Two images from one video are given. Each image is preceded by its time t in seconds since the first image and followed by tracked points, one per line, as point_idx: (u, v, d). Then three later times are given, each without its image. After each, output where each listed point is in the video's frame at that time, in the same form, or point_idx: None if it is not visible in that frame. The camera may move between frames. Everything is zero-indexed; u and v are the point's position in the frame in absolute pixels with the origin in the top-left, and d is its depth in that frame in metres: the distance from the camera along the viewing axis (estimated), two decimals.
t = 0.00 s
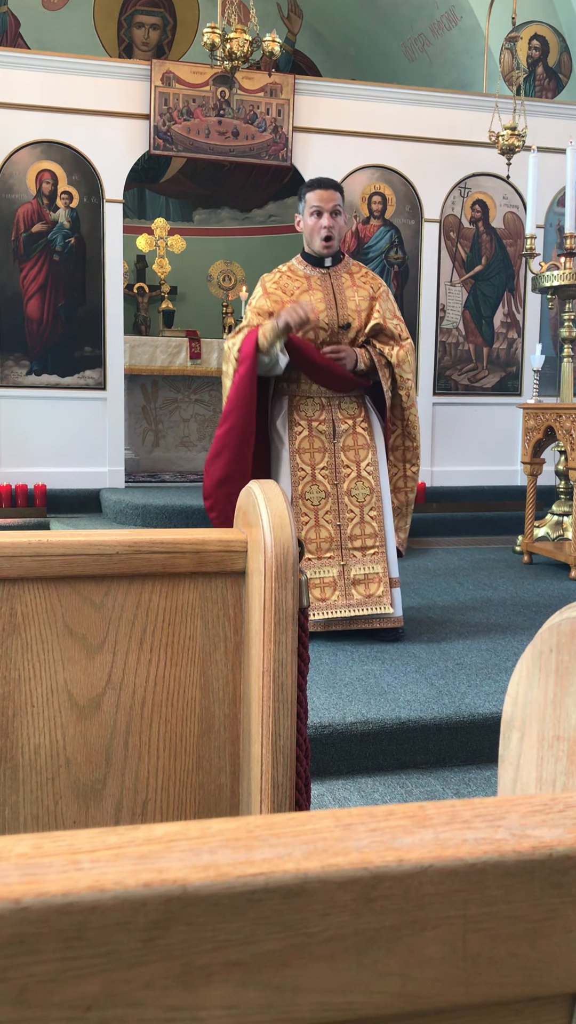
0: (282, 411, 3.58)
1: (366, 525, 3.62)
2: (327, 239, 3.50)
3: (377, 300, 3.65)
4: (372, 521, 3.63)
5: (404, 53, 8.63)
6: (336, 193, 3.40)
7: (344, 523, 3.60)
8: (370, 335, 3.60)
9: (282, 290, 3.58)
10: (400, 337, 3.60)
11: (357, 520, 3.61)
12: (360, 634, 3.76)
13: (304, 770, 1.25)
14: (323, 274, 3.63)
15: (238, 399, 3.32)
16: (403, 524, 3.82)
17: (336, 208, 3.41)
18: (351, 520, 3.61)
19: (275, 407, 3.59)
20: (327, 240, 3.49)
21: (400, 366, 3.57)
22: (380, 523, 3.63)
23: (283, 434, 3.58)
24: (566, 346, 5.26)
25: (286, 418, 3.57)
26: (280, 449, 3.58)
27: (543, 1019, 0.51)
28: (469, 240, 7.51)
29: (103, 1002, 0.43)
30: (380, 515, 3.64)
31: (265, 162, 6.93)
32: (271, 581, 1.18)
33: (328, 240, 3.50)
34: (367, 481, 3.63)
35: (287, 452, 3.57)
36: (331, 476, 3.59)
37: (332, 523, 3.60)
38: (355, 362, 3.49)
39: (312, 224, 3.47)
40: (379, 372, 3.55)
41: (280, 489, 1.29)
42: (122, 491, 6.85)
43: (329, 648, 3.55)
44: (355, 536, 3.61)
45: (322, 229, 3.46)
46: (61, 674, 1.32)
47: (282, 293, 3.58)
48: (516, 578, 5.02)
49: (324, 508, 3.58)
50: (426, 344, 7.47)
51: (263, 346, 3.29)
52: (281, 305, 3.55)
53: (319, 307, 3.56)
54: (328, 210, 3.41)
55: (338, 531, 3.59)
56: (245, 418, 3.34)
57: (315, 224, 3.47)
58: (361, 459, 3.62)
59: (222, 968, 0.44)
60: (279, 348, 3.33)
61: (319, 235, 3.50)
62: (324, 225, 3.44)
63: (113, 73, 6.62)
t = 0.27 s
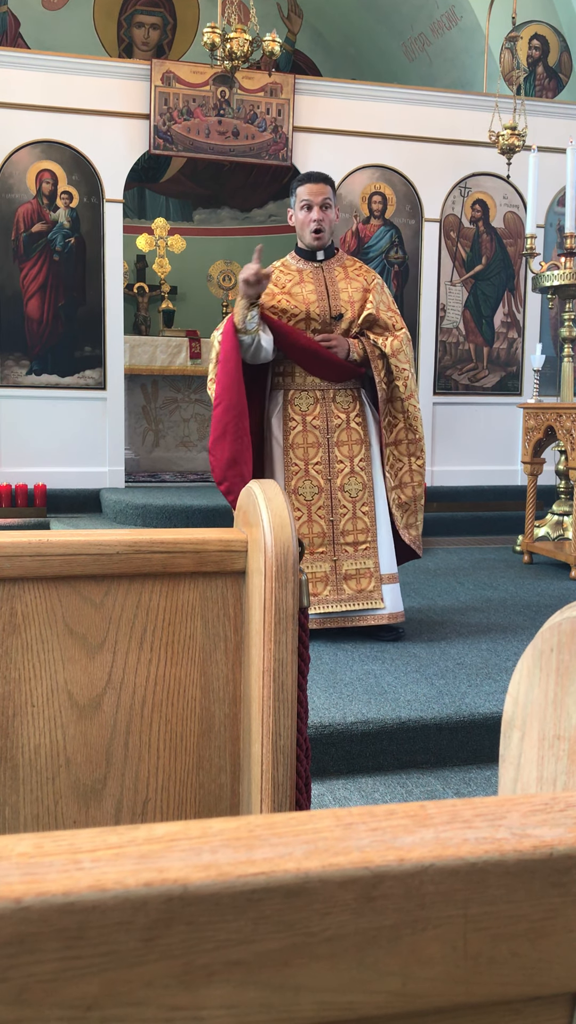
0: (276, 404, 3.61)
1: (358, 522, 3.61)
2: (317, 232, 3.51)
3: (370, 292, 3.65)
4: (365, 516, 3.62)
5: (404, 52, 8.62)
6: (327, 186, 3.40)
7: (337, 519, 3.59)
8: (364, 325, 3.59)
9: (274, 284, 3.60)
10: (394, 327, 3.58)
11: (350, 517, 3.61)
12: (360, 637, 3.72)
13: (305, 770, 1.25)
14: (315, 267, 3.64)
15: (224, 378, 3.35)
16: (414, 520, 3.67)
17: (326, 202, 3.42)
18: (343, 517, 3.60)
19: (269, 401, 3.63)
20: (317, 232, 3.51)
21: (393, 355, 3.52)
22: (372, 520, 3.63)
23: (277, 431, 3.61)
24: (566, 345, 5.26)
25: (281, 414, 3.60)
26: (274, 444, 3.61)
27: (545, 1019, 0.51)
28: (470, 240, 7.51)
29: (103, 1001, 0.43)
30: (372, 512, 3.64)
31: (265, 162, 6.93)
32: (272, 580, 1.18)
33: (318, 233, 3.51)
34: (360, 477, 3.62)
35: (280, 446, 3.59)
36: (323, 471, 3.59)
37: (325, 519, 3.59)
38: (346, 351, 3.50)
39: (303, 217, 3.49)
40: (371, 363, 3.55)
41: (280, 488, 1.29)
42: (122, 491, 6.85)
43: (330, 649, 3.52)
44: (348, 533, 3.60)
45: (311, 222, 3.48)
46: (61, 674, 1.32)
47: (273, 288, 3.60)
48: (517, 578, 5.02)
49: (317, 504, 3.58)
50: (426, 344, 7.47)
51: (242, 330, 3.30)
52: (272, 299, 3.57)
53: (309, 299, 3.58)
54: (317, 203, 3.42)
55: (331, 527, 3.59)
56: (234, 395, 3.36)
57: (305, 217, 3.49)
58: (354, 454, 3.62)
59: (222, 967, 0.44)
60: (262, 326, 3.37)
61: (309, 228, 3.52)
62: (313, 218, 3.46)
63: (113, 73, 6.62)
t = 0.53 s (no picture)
0: (271, 404, 3.63)
1: (351, 522, 3.61)
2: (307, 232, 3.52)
3: (364, 292, 3.65)
4: (358, 517, 3.62)
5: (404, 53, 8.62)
6: (317, 189, 3.39)
7: (330, 519, 3.60)
8: (357, 326, 3.59)
9: (266, 285, 3.62)
10: (388, 328, 3.58)
11: (342, 517, 3.61)
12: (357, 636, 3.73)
13: (305, 770, 1.25)
14: (309, 267, 3.65)
15: (212, 391, 3.40)
16: (409, 520, 3.64)
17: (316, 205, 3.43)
18: (336, 517, 3.61)
19: (264, 400, 3.65)
20: (306, 233, 3.51)
21: (388, 357, 3.52)
22: (365, 519, 3.63)
23: (270, 431, 3.63)
24: (566, 346, 5.26)
25: (275, 414, 3.61)
26: (267, 444, 3.63)
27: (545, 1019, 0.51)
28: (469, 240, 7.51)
29: (103, 1001, 0.43)
30: (366, 512, 3.63)
31: (265, 162, 6.94)
32: (272, 580, 1.18)
33: (307, 234, 3.53)
34: (353, 477, 3.62)
35: (273, 446, 3.61)
36: (316, 471, 3.60)
37: (317, 519, 3.60)
38: (339, 353, 3.49)
39: (292, 218, 3.50)
40: (365, 364, 3.53)
41: (280, 489, 1.29)
42: (122, 491, 6.85)
43: (330, 648, 3.54)
44: (340, 533, 3.61)
45: (299, 222, 3.48)
46: (61, 674, 1.32)
47: (265, 289, 3.62)
48: (517, 578, 5.02)
49: (309, 504, 3.60)
50: (426, 344, 7.47)
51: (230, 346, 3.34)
52: (263, 301, 3.59)
53: (301, 300, 3.58)
54: (305, 204, 3.42)
55: (323, 526, 3.59)
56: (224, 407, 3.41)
57: (294, 220, 3.49)
58: (347, 455, 3.62)
59: (222, 967, 0.44)
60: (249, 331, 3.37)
61: (298, 229, 3.53)
62: (301, 219, 3.46)
63: (113, 73, 6.63)
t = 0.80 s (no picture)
0: (267, 404, 3.64)
1: (346, 522, 3.62)
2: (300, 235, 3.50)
3: (359, 292, 3.64)
4: (353, 517, 3.63)
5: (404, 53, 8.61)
6: (311, 190, 3.39)
7: (324, 520, 3.61)
8: (352, 327, 3.58)
9: (262, 286, 3.62)
10: (383, 329, 3.56)
11: (337, 517, 3.62)
12: (354, 636, 3.74)
13: (304, 770, 1.25)
14: (305, 267, 3.65)
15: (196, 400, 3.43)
16: (403, 521, 3.63)
17: (309, 206, 3.42)
18: (331, 517, 3.62)
19: (261, 400, 3.66)
20: (300, 235, 3.50)
21: (382, 358, 3.51)
22: (360, 520, 3.64)
23: (265, 432, 3.64)
24: (566, 346, 5.25)
25: (270, 415, 3.63)
26: (261, 444, 3.65)
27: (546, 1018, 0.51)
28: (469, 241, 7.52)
29: (103, 1000, 0.43)
30: (361, 513, 3.64)
31: (265, 163, 6.94)
32: (272, 581, 1.18)
33: (300, 236, 3.50)
34: (348, 479, 3.63)
35: (269, 446, 3.64)
36: (311, 472, 3.61)
37: (311, 519, 3.61)
38: (333, 354, 3.48)
39: (287, 220, 3.50)
40: (359, 365, 3.54)
41: (280, 490, 1.29)
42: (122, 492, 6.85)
43: (330, 648, 3.55)
44: (335, 533, 3.62)
45: (292, 224, 3.47)
46: (61, 674, 1.32)
47: (261, 290, 3.62)
48: (517, 578, 5.01)
49: (304, 505, 3.61)
50: (426, 344, 7.47)
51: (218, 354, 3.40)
52: (258, 302, 3.59)
53: (296, 301, 3.58)
54: (298, 205, 3.42)
55: (318, 527, 3.60)
56: (206, 417, 3.44)
57: (289, 222, 3.49)
58: (343, 456, 3.63)
59: (222, 968, 0.44)
60: (236, 344, 3.41)
61: (291, 231, 3.51)
62: (294, 220, 3.45)
63: (113, 74, 6.63)
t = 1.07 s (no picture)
0: (265, 404, 3.65)
1: (344, 522, 3.63)
2: (305, 232, 3.52)
3: (356, 292, 3.63)
4: (351, 517, 3.63)
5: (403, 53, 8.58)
6: (311, 188, 3.39)
7: (323, 520, 3.62)
8: (349, 327, 3.57)
9: (258, 287, 3.63)
10: (380, 328, 3.55)
11: (336, 517, 3.62)
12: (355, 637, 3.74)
13: (304, 770, 1.25)
14: (302, 267, 3.65)
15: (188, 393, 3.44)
16: (403, 521, 3.62)
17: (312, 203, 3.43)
18: (329, 517, 3.62)
19: (259, 400, 3.67)
20: (306, 233, 3.52)
21: (379, 358, 3.50)
22: (359, 520, 3.64)
23: (263, 431, 3.66)
24: (566, 346, 5.25)
25: (268, 415, 3.64)
26: (259, 444, 3.66)
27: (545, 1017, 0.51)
28: (469, 241, 7.52)
29: (103, 1001, 0.43)
30: (360, 513, 3.64)
31: (265, 163, 6.94)
32: (272, 581, 1.18)
33: (306, 234, 3.53)
34: (346, 479, 3.64)
35: (267, 446, 3.65)
36: (309, 473, 3.62)
37: (310, 519, 3.61)
38: (329, 354, 3.49)
39: (290, 219, 3.50)
40: (356, 365, 3.53)
41: (280, 490, 1.29)
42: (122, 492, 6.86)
43: (330, 648, 3.56)
44: (333, 534, 3.61)
45: (298, 223, 3.48)
46: (61, 675, 1.32)
47: (257, 291, 3.63)
48: (516, 578, 5.01)
49: (302, 505, 3.61)
50: (425, 345, 7.48)
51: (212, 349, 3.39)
52: (255, 303, 3.60)
53: (292, 302, 3.59)
54: (303, 205, 3.42)
55: (316, 527, 3.61)
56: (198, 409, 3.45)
57: (292, 221, 3.50)
58: (341, 456, 3.63)
59: (223, 968, 0.44)
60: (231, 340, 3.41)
61: (296, 230, 3.52)
62: (300, 219, 3.47)
63: (113, 74, 6.63)
